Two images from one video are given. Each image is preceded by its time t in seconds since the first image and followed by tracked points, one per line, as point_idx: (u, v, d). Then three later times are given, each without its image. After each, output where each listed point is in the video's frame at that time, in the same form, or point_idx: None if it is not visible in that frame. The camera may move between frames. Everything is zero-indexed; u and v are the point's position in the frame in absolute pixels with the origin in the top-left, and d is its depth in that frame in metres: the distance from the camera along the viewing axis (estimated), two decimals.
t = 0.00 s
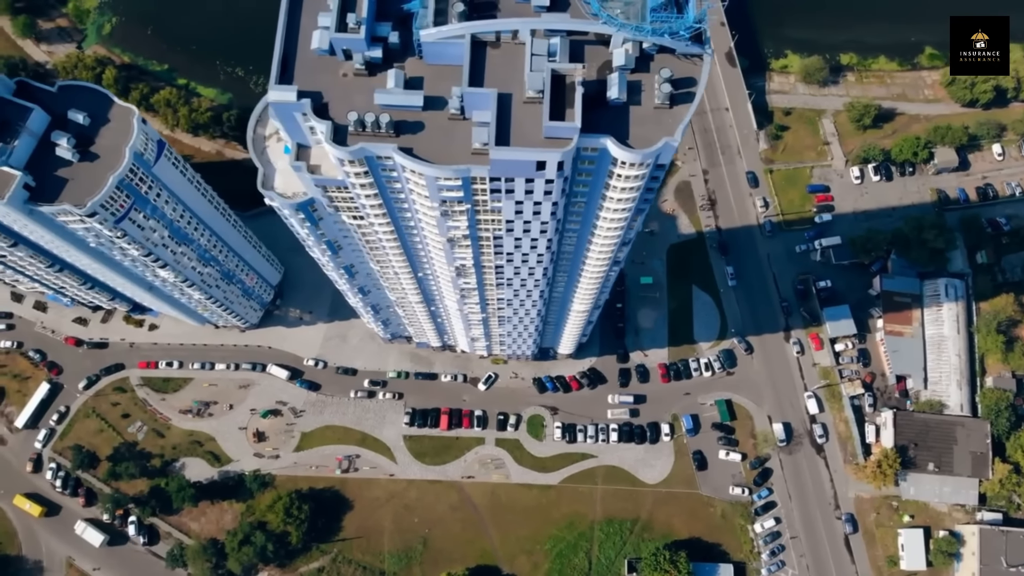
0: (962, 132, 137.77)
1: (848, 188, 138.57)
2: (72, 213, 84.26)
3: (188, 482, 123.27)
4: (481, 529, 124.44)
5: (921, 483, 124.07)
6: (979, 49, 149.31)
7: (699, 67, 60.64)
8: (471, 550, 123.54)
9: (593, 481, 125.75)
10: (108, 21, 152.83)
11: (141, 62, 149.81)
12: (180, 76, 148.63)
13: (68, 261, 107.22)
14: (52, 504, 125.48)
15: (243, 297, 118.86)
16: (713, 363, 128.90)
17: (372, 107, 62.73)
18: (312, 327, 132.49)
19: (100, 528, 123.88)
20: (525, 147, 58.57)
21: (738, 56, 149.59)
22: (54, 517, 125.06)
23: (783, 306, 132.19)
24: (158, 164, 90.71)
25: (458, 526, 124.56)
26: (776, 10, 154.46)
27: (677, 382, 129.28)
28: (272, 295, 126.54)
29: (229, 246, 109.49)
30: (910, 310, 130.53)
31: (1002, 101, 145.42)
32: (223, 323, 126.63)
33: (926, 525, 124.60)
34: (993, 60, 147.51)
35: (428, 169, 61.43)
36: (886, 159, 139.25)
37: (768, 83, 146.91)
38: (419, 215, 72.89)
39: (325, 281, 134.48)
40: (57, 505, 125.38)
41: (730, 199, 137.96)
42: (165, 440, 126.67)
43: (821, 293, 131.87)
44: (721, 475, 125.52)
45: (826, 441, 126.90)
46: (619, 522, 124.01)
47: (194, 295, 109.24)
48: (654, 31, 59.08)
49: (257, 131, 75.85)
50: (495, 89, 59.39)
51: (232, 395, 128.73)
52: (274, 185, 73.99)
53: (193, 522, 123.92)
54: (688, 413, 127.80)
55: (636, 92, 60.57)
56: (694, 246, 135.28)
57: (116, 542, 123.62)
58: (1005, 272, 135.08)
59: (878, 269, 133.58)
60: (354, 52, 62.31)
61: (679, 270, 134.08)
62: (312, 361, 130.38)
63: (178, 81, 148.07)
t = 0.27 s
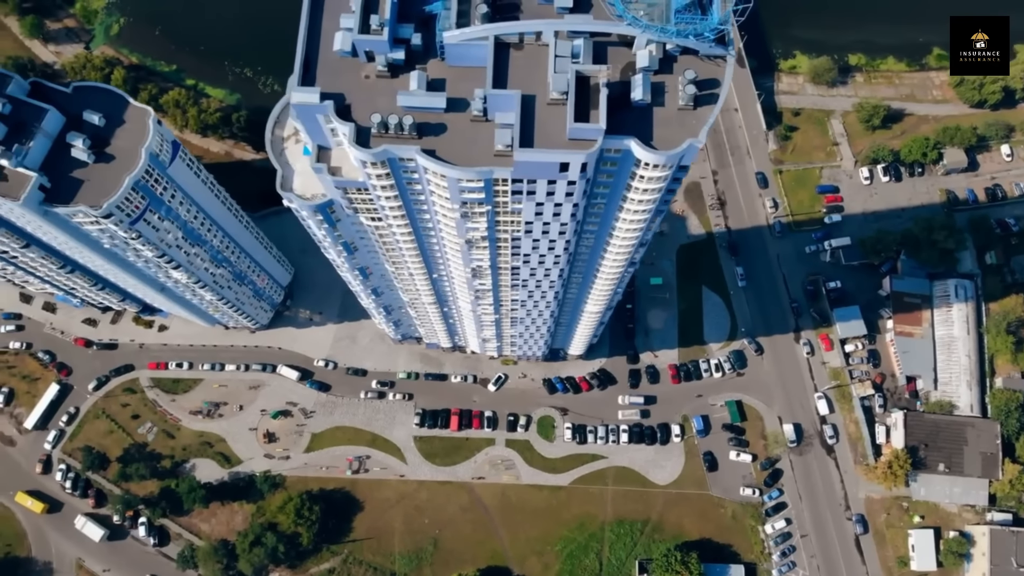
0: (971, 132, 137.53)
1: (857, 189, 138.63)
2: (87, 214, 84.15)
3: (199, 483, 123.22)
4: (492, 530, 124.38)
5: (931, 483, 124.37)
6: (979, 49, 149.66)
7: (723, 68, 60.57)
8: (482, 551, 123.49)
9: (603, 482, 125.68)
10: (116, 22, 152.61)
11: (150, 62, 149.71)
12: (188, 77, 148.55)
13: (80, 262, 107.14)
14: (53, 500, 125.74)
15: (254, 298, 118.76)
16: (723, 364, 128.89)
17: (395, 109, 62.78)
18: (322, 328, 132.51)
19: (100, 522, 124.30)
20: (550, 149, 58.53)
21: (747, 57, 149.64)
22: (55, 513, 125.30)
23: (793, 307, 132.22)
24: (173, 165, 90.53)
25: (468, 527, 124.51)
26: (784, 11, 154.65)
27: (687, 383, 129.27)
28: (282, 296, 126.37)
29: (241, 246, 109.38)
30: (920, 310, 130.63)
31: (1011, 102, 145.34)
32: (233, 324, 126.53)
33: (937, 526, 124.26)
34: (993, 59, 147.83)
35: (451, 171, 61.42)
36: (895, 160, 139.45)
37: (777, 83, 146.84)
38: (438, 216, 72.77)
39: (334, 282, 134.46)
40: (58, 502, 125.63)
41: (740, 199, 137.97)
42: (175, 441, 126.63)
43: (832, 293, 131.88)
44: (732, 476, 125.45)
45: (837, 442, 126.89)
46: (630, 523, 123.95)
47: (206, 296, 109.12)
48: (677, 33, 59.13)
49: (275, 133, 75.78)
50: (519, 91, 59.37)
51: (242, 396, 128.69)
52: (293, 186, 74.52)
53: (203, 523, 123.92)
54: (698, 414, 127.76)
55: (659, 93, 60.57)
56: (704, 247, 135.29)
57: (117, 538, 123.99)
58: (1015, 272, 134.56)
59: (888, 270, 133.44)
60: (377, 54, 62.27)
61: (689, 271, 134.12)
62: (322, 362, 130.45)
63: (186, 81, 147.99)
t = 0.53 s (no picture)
0: (980, 133, 137.31)
1: (867, 190, 138.61)
2: (103, 215, 84.04)
3: (210, 485, 123.22)
4: (503, 531, 124.36)
5: (941, 484, 124.27)
6: (979, 49, 150.96)
7: (746, 70, 60.53)
8: (493, 552, 123.49)
9: (613, 484, 125.62)
10: (124, 22, 152.52)
11: (158, 63, 149.63)
12: (196, 78, 148.44)
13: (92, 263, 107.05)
14: (55, 496, 125.92)
15: (265, 299, 118.69)
16: (734, 365, 128.84)
17: (417, 110, 62.84)
18: (332, 329, 132.61)
19: (99, 516, 124.59)
20: (573, 150, 58.42)
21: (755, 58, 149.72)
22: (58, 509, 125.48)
23: (803, 308, 132.19)
24: (188, 166, 90.40)
25: (479, 528, 124.47)
26: (792, 13, 155.20)
27: (697, 385, 129.32)
28: (292, 297, 126.27)
29: (253, 248, 109.30)
30: (930, 311, 130.48)
31: (1019, 103, 145.28)
32: (243, 325, 126.42)
33: (947, 526, 124.23)
34: (993, 59, 149.09)
35: (473, 173, 61.25)
36: (904, 160, 139.18)
37: (785, 84, 146.79)
38: (457, 217, 72.70)
39: (344, 283, 134.51)
40: (60, 498, 125.84)
41: (750, 200, 137.97)
42: (185, 442, 126.56)
43: (841, 294, 131.80)
44: (743, 477, 125.45)
45: (847, 443, 126.82)
46: (641, 524, 123.93)
47: (217, 297, 109.05)
48: (701, 34, 59.20)
49: (293, 135, 75.70)
50: (542, 92, 59.28)
51: (252, 397, 128.62)
52: (312, 188, 74.95)
53: (214, 524, 123.94)
54: (709, 415, 127.69)
55: (683, 95, 60.51)
56: (714, 248, 135.27)
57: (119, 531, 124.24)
58: None
59: (898, 271, 133.59)
60: (399, 56, 62.29)
61: (699, 272, 134.10)
62: (332, 362, 130.48)
63: (194, 82, 147.94)
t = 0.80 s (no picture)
0: (990, 134, 137.08)
1: (877, 191, 138.59)
2: (121, 216, 83.90)
3: (222, 486, 123.17)
4: (515, 532, 124.27)
5: (953, 484, 124.33)
6: (979, 49, 151.42)
7: (773, 71, 60.55)
8: (505, 553, 123.43)
9: (625, 485, 125.49)
10: (133, 23, 152.48)
11: (167, 64, 149.60)
12: (206, 79, 148.40)
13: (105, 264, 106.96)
14: (57, 493, 126.12)
15: (278, 300, 118.63)
16: (746, 366, 128.80)
17: (443, 113, 62.95)
18: (344, 330, 132.62)
19: (100, 510, 124.90)
20: (601, 152, 58.34)
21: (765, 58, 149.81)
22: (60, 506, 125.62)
23: (815, 309, 132.25)
24: (205, 167, 90.26)
25: (490, 529, 124.39)
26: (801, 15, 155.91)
27: (709, 386, 129.30)
28: (304, 297, 126.18)
29: (266, 248, 109.23)
30: (942, 312, 130.34)
31: None
32: (255, 326, 126.38)
33: (959, 527, 124.20)
34: (993, 59, 149.90)
35: (499, 175, 61.16)
36: (915, 161, 139.13)
37: (795, 85, 146.80)
38: (478, 217, 72.62)
39: (354, 284, 134.52)
40: (62, 494, 126.10)
41: (761, 201, 137.96)
42: (196, 444, 126.49)
43: (853, 295, 131.78)
44: (755, 478, 125.43)
45: (859, 444, 126.94)
46: (653, 525, 123.84)
47: (231, 298, 108.96)
48: (728, 36, 59.15)
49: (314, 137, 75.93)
50: (569, 94, 59.23)
51: (264, 398, 128.56)
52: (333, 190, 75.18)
53: (225, 525, 123.96)
54: (720, 416, 127.67)
55: (710, 96, 60.55)
56: (725, 248, 135.27)
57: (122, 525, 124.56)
58: None
59: (909, 271, 133.51)
60: (425, 58, 62.39)
61: (710, 272, 134.08)
62: (344, 363, 130.45)
63: (204, 83, 147.91)
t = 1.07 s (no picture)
0: (999, 135, 137.09)
1: (887, 191, 138.62)
2: (138, 218, 83.77)
3: (232, 487, 123.09)
4: (525, 532, 124.18)
5: (964, 485, 124.01)
6: (979, 49, 150.43)
7: (796, 73, 60.58)
8: (516, 554, 123.34)
9: (636, 486, 125.37)
10: (141, 23, 152.45)
11: (176, 64, 149.46)
12: (214, 79, 148.29)
13: (117, 265, 106.85)
14: (59, 492, 126.18)
15: (289, 301, 118.71)
16: (756, 367, 128.84)
17: (466, 114, 62.94)
18: (354, 330, 132.74)
19: (99, 504, 124.92)
20: (625, 154, 58.25)
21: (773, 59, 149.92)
22: (61, 505, 125.58)
23: (824, 310, 132.31)
24: (220, 168, 90.18)
25: (501, 530, 124.31)
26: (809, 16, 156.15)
27: (719, 387, 129.30)
28: (314, 298, 126.24)
29: (278, 249, 109.26)
30: (951, 313, 130.62)
31: None
32: (265, 326, 126.42)
33: (969, 527, 124.21)
34: (993, 60, 148.93)
35: (522, 177, 61.04)
36: (924, 162, 139.37)
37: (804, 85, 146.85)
38: (497, 218, 72.46)
39: (364, 284, 134.70)
40: (63, 492, 126.22)
41: (770, 202, 137.96)
42: (206, 445, 126.47)
43: (863, 296, 131.82)
44: (765, 479, 125.43)
45: (869, 445, 127.03)
46: (663, 526, 123.72)
47: (243, 298, 109.01)
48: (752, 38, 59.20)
49: (332, 138, 76.20)
50: (593, 95, 59.15)
51: (274, 399, 128.56)
52: (352, 191, 75.40)
53: (236, 526, 123.98)
54: (731, 417, 127.64)
55: (734, 98, 60.57)
56: (735, 249, 135.30)
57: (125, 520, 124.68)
58: None
59: (918, 272, 133.68)
60: (448, 59, 62.45)
61: (720, 273, 134.06)
62: (354, 364, 130.53)
63: (212, 83, 147.82)
